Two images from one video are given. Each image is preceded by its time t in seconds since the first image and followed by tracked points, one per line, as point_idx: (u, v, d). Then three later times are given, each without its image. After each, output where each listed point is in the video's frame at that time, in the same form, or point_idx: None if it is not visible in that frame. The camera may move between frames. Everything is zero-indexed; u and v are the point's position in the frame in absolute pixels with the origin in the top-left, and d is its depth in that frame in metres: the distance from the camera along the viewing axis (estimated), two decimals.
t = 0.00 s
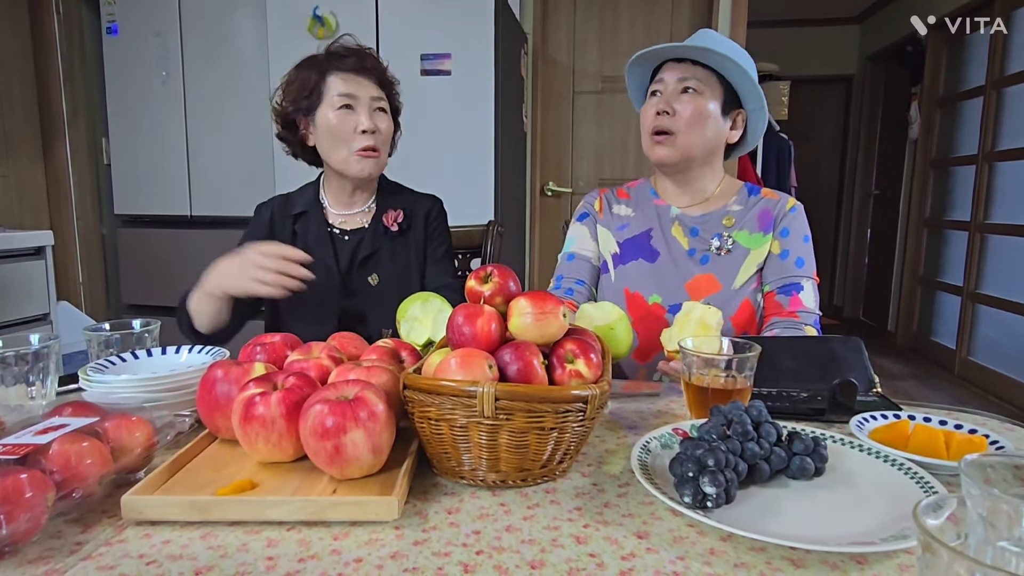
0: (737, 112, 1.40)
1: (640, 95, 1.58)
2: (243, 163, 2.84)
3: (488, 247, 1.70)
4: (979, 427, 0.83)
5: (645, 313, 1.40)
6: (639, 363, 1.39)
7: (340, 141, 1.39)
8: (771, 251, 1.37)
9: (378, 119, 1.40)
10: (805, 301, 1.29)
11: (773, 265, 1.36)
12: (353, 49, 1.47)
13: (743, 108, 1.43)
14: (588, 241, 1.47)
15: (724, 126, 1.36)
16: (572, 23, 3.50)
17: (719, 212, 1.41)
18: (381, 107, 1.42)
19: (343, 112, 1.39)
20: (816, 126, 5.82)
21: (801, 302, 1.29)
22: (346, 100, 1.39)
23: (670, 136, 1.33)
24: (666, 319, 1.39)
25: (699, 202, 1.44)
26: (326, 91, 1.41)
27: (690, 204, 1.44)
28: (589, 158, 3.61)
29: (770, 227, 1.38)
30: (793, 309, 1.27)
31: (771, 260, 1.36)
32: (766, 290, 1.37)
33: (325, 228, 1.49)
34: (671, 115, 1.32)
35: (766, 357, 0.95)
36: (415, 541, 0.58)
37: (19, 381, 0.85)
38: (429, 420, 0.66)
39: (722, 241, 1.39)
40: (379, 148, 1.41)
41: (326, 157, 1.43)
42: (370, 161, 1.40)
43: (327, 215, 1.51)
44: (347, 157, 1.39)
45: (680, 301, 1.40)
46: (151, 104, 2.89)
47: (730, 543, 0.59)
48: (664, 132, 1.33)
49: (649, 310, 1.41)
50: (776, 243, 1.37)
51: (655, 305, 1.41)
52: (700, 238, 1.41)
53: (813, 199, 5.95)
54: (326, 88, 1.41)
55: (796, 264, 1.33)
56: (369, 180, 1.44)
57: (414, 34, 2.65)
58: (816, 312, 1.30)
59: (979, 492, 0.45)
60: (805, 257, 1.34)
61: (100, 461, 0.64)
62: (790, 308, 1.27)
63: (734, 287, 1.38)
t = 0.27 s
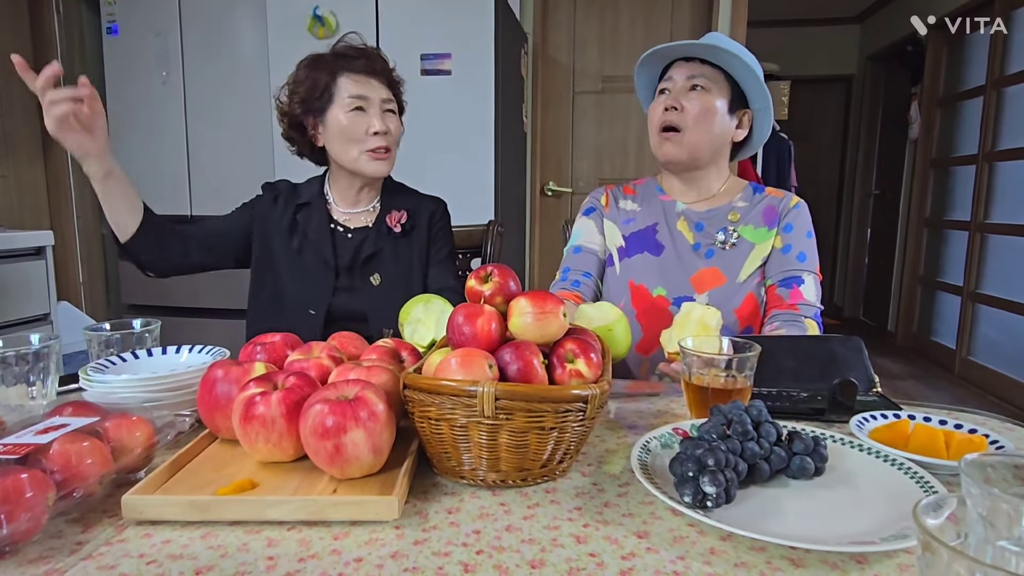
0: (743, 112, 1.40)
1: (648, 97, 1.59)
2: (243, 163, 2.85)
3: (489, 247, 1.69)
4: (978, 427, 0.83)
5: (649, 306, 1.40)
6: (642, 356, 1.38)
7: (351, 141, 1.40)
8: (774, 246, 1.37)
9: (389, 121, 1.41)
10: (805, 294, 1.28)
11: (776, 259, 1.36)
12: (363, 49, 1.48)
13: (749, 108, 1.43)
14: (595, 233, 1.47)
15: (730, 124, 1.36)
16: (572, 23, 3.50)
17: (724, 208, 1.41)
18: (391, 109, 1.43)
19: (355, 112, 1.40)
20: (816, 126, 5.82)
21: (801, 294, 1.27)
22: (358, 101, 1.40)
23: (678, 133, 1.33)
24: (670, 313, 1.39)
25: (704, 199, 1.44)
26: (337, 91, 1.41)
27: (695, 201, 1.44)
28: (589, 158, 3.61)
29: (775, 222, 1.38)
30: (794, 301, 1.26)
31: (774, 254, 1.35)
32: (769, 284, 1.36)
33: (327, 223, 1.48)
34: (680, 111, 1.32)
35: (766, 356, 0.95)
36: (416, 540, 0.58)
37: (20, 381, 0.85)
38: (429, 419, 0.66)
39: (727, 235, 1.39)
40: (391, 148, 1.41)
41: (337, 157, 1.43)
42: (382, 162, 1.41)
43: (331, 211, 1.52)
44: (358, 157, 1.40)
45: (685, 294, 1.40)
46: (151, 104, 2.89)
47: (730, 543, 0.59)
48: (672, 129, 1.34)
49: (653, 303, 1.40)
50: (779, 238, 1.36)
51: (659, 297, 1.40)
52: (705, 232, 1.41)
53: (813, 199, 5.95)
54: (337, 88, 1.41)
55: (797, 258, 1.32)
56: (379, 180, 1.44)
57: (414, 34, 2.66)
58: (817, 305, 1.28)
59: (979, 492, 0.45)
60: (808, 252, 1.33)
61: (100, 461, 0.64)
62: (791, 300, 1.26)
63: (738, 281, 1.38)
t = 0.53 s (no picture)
0: (748, 112, 1.40)
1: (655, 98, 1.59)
2: (244, 163, 2.85)
3: (489, 247, 1.69)
4: (978, 427, 0.83)
5: (652, 303, 1.40)
6: (644, 351, 1.38)
7: (342, 138, 1.40)
8: (774, 244, 1.37)
9: (381, 118, 1.41)
10: (800, 289, 1.27)
11: (776, 257, 1.35)
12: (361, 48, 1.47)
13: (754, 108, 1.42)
14: (601, 232, 1.47)
15: (735, 123, 1.36)
16: (572, 23, 3.50)
17: (727, 208, 1.41)
18: (386, 106, 1.42)
19: (348, 108, 1.39)
20: (816, 126, 5.82)
21: (796, 289, 1.27)
22: (350, 97, 1.39)
23: (684, 130, 1.33)
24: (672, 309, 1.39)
25: (708, 198, 1.44)
26: (331, 87, 1.41)
27: (699, 199, 1.44)
28: (589, 158, 3.61)
29: (776, 221, 1.38)
30: (788, 296, 1.26)
31: (774, 253, 1.35)
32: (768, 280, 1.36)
33: (325, 224, 1.48)
34: (686, 108, 1.32)
35: (766, 356, 0.95)
36: (416, 540, 0.58)
37: (20, 381, 0.85)
38: (429, 419, 0.66)
39: (729, 233, 1.39)
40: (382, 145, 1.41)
41: (330, 153, 1.43)
42: (373, 158, 1.40)
43: (330, 211, 1.51)
44: (349, 153, 1.39)
45: (688, 292, 1.40)
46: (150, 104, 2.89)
47: (730, 543, 0.59)
48: (678, 126, 1.33)
49: (656, 299, 1.40)
50: (779, 236, 1.36)
51: (662, 294, 1.40)
52: (708, 231, 1.41)
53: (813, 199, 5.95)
54: (331, 84, 1.41)
55: (796, 255, 1.31)
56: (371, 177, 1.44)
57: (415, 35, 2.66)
58: (814, 302, 1.27)
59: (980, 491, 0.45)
60: (806, 249, 1.32)
61: (100, 460, 0.63)
62: (786, 295, 1.26)
63: (739, 277, 1.38)
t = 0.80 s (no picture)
0: (753, 112, 1.40)
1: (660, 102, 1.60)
2: (244, 163, 2.85)
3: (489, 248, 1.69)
4: (978, 428, 0.83)
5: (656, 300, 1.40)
6: (647, 348, 1.39)
7: (361, 143, 1.40)
8: (779, 246, 1.36)
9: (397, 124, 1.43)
10: (807, 294, 1.28)
11: (780, 259, 1.35)
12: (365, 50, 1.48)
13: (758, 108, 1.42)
14: (600, 237, 1.47)
15: (740, 124, 1.36)
16: (572, 23, 3.50)
17: (732, 210, 1.41)
18: (400, 113, 1.45)
19: (366, 113, 1.41)
20: (816, 127, 5.82)
21: (804, 294, 1.27)
22: (369, 102, 1.41)
23: (690, 129, 1.33)
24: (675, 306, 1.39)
25: (713, 198, 1.44)
26: (349, 92, 1.42)
27: (705, 199, 1.44)
28: (589, 159, 3.61)
29: (782, 223, 1.38)
30: (797, 299, 1.27)
31: (779, 255, 1.35)
32: (773, 281, 1.36)
33: (325, 224, 1.48)
34: (692, 109, 1.32)
35: (766, 357, 0.95)
36: (416, 541, 0.58)
37: (20, 381, 0.85)
38: (430, 420, 0.66)
39: (734, 234, 1.39)
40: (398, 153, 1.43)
41: (344, 157, 1.43)
42: (390, 166, 1.42)
43: (329, 211, 1.51)
44: (367, 160, 1.41)
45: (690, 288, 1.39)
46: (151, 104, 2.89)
47: (730, 544, 0.59)
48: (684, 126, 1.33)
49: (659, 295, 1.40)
50: (784, 239, 1.36)
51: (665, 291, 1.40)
52: (713, 231, 1.41)
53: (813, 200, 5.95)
54: (350, 89, 1.42)
55: (802, 259, 1.32)
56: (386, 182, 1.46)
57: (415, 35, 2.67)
58: (819, 307, 1.29)
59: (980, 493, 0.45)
60: (812, 254, 1.33)
61: (100, 461, 0.63)
62: (794, 298, 1.27)
63: (744, 276, 1.37)
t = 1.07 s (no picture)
0: (753, 114, 1.40)
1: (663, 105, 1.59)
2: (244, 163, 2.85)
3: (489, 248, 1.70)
4: (979, 428, 0.83)
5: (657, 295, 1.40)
6: (649, 343, 1.40)
7: (359, 144, 1.40)
8: (781, 244, 1.36)
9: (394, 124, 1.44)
10: (814, 286, 1.29)
11: (782, 256, 1.35)
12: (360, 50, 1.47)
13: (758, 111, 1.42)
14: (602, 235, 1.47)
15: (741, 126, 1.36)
16: (572, 23, 3.50)
17: (735, 210, 1.41)
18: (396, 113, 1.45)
19: (363, 114, 1.40)
20: (816, 127, 5.82)
21: (810, 286, 1.29)
22: (365, 103, 1.41)
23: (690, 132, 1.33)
24: (677, 300, 1.39)
25: (716, 200, 1.44)
26: (347, 93, 1.41)
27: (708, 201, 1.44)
28: (589, 159, 3.61)
29: (783, 222, 1.38)
30: (804, 292, 1.28)
31: (781, 252, 1.35)
32: (776, 278, 1.36)
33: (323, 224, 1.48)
34: (692, 112, 1.32)
35: (767, 358, 0.95)
36: (417, 541, 0.58)
37: (20, 381, 0.85)
38: (430, 420, 0.66)
39: (736, 233, 1.39)
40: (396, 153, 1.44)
41: (342, 159, 1.43)
42: (388, 167, 1.43)
43: (327, 212, 1.51)
44: (366, 161, 1.41)
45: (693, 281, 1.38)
46: (151, 104, 2.89)
47: (731, 544, 0.59)
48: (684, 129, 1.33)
49: (660, 291, 1.40)
50: (786, 237, 1.36)
51: (667, 286, 1.40)
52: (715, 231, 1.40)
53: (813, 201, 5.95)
54: (348, 91, 1.41)
55: (805, 255, 1.33)
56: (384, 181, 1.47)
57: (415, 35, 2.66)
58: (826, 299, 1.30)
59: (981, 493, 0.45)
60: (815, 249, 1.33)
61: (101, 461, 0.63)
62: (801, 290, 1.28)
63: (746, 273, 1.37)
